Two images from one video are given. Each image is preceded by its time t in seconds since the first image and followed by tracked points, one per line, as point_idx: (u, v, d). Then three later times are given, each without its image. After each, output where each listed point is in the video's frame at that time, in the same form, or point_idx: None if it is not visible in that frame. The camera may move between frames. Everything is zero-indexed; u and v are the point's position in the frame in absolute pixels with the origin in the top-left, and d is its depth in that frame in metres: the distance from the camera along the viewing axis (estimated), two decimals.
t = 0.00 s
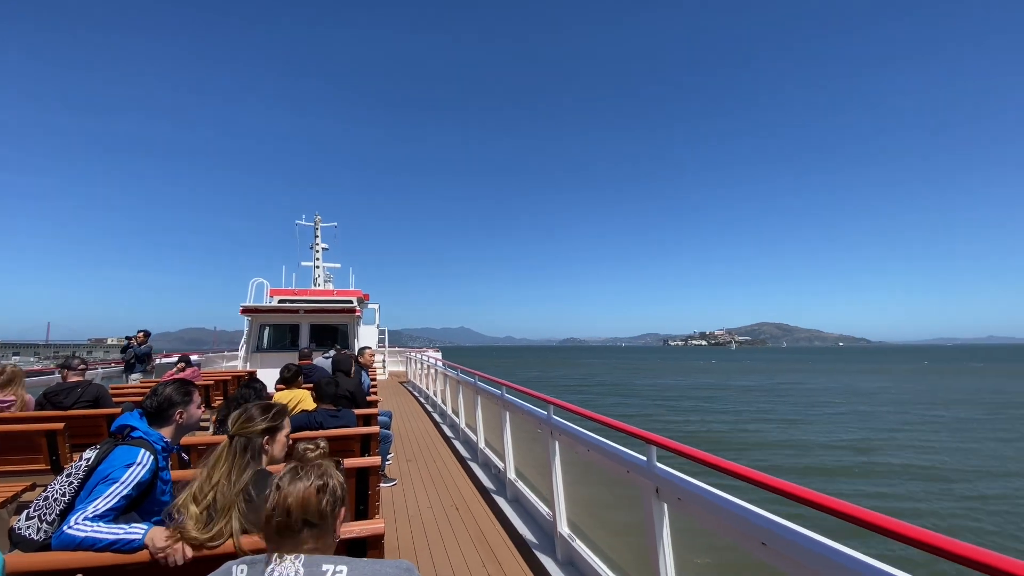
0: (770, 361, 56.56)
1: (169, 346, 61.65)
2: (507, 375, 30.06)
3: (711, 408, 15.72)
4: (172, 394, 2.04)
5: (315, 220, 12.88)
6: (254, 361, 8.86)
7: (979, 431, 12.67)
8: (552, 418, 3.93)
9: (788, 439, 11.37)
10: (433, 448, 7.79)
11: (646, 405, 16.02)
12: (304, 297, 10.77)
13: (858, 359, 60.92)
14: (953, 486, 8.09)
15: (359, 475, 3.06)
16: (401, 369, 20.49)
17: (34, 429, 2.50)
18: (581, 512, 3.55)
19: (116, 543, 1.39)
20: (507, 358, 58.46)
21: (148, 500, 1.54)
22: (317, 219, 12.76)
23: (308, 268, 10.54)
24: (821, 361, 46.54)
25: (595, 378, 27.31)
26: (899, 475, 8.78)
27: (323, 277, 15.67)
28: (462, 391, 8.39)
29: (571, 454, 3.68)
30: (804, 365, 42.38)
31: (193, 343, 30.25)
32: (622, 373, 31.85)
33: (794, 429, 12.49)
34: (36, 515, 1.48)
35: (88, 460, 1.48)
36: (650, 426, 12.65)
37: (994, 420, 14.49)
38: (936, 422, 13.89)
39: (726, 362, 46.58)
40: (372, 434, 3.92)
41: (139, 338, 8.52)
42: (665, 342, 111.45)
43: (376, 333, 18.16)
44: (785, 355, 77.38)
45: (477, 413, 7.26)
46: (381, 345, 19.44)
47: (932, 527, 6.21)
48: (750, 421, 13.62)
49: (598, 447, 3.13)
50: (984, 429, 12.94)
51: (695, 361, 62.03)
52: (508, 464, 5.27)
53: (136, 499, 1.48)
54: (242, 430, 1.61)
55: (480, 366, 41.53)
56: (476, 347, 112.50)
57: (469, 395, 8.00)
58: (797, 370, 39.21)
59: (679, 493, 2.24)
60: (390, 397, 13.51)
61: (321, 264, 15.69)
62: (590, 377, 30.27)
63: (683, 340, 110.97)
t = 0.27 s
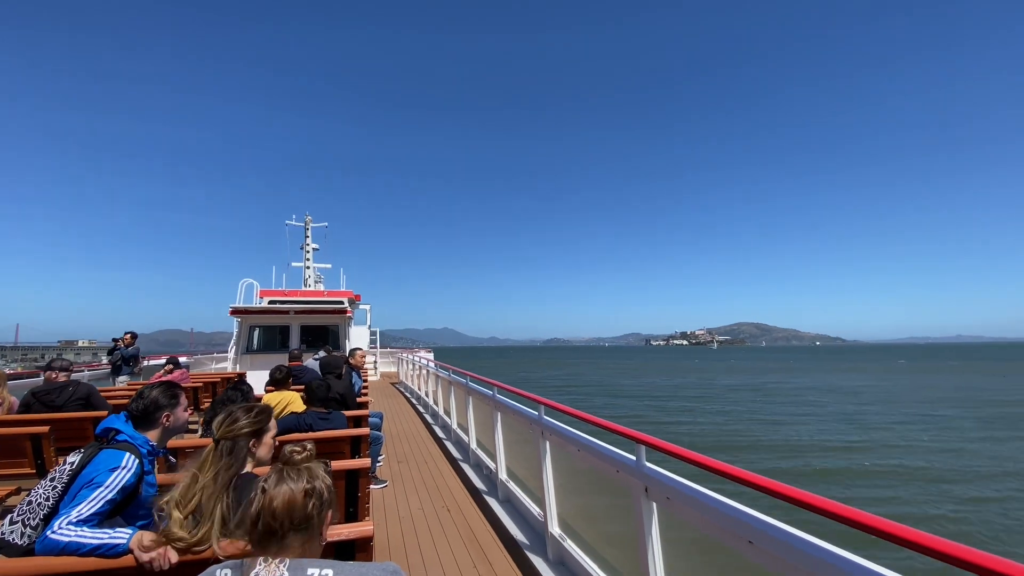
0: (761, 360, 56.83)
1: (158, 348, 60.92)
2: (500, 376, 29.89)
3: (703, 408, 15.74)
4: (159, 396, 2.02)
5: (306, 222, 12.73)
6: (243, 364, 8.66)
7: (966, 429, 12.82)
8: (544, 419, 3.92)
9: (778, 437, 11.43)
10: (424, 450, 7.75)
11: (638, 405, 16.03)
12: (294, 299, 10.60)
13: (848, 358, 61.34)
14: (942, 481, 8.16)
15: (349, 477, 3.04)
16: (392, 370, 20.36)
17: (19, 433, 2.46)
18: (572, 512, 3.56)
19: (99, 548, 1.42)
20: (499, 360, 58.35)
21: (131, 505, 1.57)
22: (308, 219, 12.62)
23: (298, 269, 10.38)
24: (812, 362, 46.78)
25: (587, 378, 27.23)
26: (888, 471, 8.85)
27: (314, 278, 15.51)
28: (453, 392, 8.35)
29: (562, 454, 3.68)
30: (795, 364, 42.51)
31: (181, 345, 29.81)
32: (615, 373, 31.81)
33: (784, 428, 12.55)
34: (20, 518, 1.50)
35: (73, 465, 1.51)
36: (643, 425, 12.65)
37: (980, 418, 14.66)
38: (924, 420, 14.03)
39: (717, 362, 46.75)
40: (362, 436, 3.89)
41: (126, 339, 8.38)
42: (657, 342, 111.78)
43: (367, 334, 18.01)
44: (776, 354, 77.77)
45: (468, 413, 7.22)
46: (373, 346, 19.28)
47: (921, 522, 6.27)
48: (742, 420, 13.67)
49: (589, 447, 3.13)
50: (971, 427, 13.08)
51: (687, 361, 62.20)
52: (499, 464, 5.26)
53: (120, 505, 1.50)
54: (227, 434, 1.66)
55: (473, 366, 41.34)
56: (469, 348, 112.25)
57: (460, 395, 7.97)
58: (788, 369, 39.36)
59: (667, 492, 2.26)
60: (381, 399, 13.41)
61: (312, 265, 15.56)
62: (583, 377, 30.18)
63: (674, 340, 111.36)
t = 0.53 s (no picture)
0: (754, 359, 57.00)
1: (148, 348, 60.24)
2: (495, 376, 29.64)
3: (700, 407, 15.64)
4: (149, 398, 1.87)
5: (298, 221, 12.49)
6: (237, 365, 8.46)
7: (962, 428, 12.79)
8: (538, 418, 3.80)
9: (777, 437, 11.33)
10: (418, 449, 7.61)
11: (635, 405, 15.92)
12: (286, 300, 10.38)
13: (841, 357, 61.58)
14: (940, 479, 8.13)
15: (341, 478, 2.90)
16: (387, 371, 20.14)
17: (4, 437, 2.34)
18: (567, 512, 3.45)
19: (86, 550, 1.38)
20: (493, 360, 58.14)
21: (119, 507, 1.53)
22: (300, 218, 12.39)
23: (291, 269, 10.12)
24: (805, 361, 46.85)
25: (582, 378, 27.04)
26: (886, 469, 8.80)
27: (307, 277, 15.26)
28: (448, 392, 8.19)
29: (555, 454, 3.57)
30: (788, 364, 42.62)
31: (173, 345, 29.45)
32: (610, 373, 31.62)
33: (782, 428, 12.47)
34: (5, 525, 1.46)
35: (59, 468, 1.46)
36: (640, 426, 12.56)
37: (975, 416, 14.65)
38: (920, 419, 14.01)
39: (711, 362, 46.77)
40: (355, 436, 3.72)
41: (116, 340, 8.18)
42: (651, 341, 111.92)
43: (361, 334, 17.81)
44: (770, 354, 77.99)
45: (462, 412, 7.08)
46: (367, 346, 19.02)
47: (921, 522, 6.20)
48: (738, 420, 13.59)
49: (583, 446, 3.03)
50: (966, 426, 13.06)
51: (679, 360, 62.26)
52: (493, 464, 5.14)
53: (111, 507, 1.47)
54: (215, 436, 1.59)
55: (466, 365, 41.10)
56: (463, 348, 111.87)
57: (454, 396, 7.82)
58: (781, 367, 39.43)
59: (660, 492, 2.16)
60: (375, 399, 13.21)
61: (305, 265, 15.35)
62: (579, 377, 29.98)
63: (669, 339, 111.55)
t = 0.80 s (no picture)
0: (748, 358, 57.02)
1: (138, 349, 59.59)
2: (489, 376, 29.44)
3: (697, 407, 15.55)
4: (137, 400, 1.75)
5: (291, 220, 12.26)
6: (229, 366, 8.25)
7: (959, 427, 12.77)
8: (533, 417, 3.68)
9: (776, 437, 11.25)
10: (411, 449, 7.44)
11: (631, 405, 15.82)
12: (279, 300, 10.17)
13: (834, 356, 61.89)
14: (939, 479, 8.09)
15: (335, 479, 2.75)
16: (381, 371, 19.92)
17: None
18: (563, 511, 3.33)
19: (75, 556, 1.28)
20: (488, 360, 57.95)
21: (111, 509, 1.41)
22: (293, 218, 12.16)
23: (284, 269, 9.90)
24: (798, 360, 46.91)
25: (577, 378, 26.89)
26: (886, 469, 8.76)
27: (299, 276, 15.01)
28: (443, 392, 8.05)
29: (550, 454, 3.45)
30: (781, 363, 42.74)
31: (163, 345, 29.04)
32: (605, 373, 31.50)
33: (780, 427, 12.39)
34: None
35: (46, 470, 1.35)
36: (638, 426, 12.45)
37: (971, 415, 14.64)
38: (913, 418, 14.03)
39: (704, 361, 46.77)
40: (350, 438, 3.50)
41: (107, 342, 7.96)
42: (646, 341, 112.06)
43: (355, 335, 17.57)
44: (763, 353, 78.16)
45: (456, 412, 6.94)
46: (361, 346, 18.80)
47: (926, 523, 6.13)
48: (735, 420, 13.53)
49: (578, 447, 2.93)
50: (959, 425, 13.09)
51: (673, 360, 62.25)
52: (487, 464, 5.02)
53: (98, 512, 1.37)
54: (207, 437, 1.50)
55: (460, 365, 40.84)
56: (457, 348, 111.54)
57: (449, 395, 7.68)
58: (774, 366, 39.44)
59: (653, 491, 2.06)
60: (368, 399, 13.02)
61: (298, 265, 15.12)
62: (574, 377, 29.83)
63: (663, 339, 111.74)
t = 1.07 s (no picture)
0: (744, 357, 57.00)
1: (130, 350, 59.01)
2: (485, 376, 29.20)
3: (695, 407, 15.43)
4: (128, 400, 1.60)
5: (285, 218, 12.02)
6: (222, 367, 8.05)
7: (958, 426, 12.71)
8: (528, 417, 3.55)
9: (776, 436, 11.14)
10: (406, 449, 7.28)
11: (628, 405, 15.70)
12: (273, 300, 9.97)
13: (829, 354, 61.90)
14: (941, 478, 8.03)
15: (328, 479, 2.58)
16: (376, 371, 19.70)
17: None
18: (559, 512, 3.21)
19: (66, 559, 1.21)
20: (483, 359, 57.64)
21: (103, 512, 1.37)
22: (287, 216, 11.93)
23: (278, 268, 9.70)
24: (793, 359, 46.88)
25: (573, 378, 26.70)
26: (888, 468, 8.68)
27: (293, 275, 14.78)
28: (438, 392, 7.89)
29: (545, 454, 3.33)
30: (776, 361, 42.71)
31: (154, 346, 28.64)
32: (601, 373, 31.33)
33: (780, 427, 12.29)
34: None
35: (36, 473, 1.32)
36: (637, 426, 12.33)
37: (969, 414, 14.58)
38: (911, 417, 13.99)
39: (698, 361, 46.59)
40: (345, 438, 3.35)
41: (98, 343, 7.76)
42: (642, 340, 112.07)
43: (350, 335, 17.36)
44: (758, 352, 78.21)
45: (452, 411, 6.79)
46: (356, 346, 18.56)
47: (932, 524, 6.04)
48: (733, 419, 13.45)
49: (573, 446, 2.81)
50: (956, 423, 13.07)
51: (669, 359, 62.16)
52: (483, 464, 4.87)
53: (89, 514, 1.32)
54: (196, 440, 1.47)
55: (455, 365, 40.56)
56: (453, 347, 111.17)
57: (445, 395, 7.53)
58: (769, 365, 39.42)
59: (648, 488, 1.93)
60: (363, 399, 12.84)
61: (292, 265, 14.90)
62: (570, 377, 29.63)
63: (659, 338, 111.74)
